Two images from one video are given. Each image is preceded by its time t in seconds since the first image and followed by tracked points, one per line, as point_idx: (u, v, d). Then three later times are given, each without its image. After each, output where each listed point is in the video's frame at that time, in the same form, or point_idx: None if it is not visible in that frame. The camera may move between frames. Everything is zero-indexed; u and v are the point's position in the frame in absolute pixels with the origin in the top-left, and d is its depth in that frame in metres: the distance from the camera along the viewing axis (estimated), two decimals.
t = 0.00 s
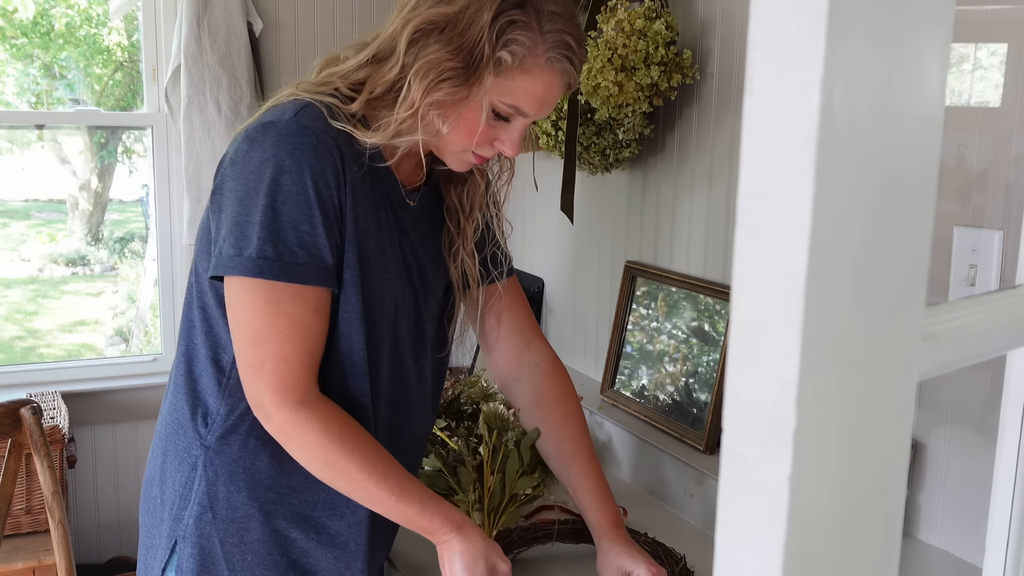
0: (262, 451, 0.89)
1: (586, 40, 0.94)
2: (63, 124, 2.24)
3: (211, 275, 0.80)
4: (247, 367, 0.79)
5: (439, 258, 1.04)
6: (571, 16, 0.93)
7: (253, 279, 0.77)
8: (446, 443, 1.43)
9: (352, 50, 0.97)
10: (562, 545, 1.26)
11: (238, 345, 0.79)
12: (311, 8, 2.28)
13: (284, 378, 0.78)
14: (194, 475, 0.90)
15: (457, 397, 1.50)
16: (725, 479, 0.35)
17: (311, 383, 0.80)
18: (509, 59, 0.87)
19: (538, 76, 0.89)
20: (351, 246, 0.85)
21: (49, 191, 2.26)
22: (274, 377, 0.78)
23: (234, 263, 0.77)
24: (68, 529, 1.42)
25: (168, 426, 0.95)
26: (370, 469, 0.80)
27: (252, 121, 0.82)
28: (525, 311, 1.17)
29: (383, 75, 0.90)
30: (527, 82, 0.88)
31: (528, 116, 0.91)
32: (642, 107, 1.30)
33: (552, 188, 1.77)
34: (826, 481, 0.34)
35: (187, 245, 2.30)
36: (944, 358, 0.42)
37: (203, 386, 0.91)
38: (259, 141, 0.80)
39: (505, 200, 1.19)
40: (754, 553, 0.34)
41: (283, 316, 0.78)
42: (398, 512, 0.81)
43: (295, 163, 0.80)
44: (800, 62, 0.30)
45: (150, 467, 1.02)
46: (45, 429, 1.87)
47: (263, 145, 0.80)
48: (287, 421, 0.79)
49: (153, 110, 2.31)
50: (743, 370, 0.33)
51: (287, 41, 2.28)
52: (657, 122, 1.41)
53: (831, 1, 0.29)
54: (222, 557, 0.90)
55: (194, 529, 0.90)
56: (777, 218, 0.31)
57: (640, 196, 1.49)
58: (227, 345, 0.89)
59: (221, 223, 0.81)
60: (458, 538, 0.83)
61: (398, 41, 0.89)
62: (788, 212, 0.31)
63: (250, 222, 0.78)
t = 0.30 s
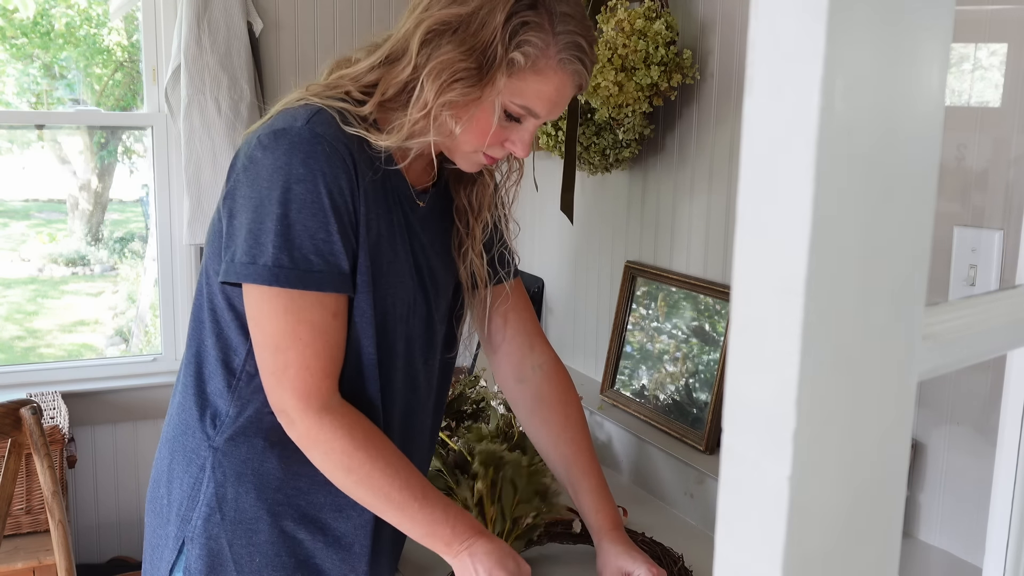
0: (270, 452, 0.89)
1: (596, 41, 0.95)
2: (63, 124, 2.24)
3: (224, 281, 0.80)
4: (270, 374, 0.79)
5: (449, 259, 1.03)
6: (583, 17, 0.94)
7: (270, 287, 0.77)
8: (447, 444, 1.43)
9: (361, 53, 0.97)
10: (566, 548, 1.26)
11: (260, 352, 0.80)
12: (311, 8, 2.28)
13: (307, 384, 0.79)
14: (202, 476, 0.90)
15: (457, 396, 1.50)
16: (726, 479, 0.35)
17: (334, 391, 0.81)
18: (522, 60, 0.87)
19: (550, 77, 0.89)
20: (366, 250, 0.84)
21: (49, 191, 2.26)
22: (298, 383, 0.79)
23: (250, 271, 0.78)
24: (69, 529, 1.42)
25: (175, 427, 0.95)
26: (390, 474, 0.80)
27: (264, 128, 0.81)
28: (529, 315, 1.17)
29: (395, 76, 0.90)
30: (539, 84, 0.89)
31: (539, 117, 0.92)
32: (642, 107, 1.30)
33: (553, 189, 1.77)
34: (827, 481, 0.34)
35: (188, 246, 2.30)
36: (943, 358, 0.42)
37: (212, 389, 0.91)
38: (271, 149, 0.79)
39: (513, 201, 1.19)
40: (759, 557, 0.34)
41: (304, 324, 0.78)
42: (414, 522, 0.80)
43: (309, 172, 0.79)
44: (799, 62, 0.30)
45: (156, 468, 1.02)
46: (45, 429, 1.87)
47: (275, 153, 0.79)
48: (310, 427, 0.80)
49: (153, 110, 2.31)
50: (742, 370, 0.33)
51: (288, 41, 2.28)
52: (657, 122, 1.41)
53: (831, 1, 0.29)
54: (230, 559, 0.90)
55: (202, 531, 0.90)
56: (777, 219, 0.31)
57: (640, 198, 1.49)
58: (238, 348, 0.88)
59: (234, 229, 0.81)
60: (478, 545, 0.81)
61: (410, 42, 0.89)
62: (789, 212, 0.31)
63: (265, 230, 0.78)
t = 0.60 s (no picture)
0: (277, 454, 0.89)
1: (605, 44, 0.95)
2: (63, 124, 2.24)
3: (230, 278, 0.80)
4: (257, 369, 0.78)
5: (454, 258, 1.03)
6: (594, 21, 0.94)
7: (271, 279, 0.76)
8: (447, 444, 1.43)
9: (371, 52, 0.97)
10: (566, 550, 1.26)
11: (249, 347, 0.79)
12: (311, 8, 2.28)
13: (293, 380, 0.77)
14: (206, 476, 0.90)
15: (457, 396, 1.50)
16: (726, 478, 0.35)
17: (322, 387, 0.80)
18: (534, 62, 0.87)
19: (560, 79, 0.89)
20: (372, 248, 0.85)
21: (49, 191, 2.26)
22: (282, 380, 0.77)
23: (255, 262, 0.77)
24: (68, 528, 1.42)
25: (181, 426, 0.95)
26: (379, 467, 0.79)
27: (277, 124, 0.82)
28: (529, 317, 1.17)
29: (407, 75, 0.90)
30: (550, 86, 0.89)
31: (547, 119, 0.92)
32: (642, 107, 1.30)
33: (553, 189, 1.77)
34: (827, 481, 0.34)
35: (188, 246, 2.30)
36: (943, 358, 0.42)
37: (219, 388, 0.91)
38: (282, 142, 0.80)
39: (521, 204, 1.19)
40: (758, 555, 0.34)
41: (292, 317, 0.77)
42: (418, 515, 0.80)
43: (317, 164, 0.79)
44: (798, 62, 0.30)
45: (161, 464, 1.02)
46: (45, 429, 1.87)
47: (286, 147, 0.80)
48: (295, 425, 0.78)
49: (153, 110, 2.31)
50: (742, 369, 0.33)
51: (288, 41, 2.28)
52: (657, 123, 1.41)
53: (831, 1, 0.29)
54: (235, 558, 0.91)
55: (208, 531, 0.90)
56: (776, 218, 0.31)
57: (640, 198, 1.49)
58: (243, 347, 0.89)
59: (241, 224, 0.81)
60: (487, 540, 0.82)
61: (424, 42, 0.89)
62: (787, 210, 0.31)
63: (271, 223, 0.78)
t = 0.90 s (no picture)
0: (277, 455, 0.89)
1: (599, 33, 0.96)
2: (63, 124, 2.24)
3: (226, 273, 0.80)
4: (247, 364, 0.78)
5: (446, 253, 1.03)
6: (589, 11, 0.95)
7: (270, 272, 0.76)
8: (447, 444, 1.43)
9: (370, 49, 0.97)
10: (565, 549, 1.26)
11: (239, 342, 0.79)
12: (311, 8, 2.28)
13: (284, 376, 0.78)
14: (206, 479, 0.90)
15: (457, 397, 1.50)
16: (727, 479, 0.35)
17: (311, 384, 0.80)
18: (536, 47, 0.88)
19: (560, 65, 0.90)
20: (370, 242, 0.85)
21: (49, 191, 2.26)
22: (273, 375, 0.78)
23: (252, 256, 0.77)
24: (68, 528, 1.42)
25: (178, 430, 0.95)
26: (368, 464, 0.79)
27: (274, 120, 0.82)
28: (522, 318, 1.17)
29: (407, 65, 0.89)
30: (550, 71, 0.89)
31: (547, 105, 0.92)
32: (642, 107, 1.30)
33: (553, 188, 1.77)
34: (827, 480, 0.34)
35: (188, 246, 2.30)
36: (944, 358, 0.42)
37: (218, 389, 0.91)
38: (281, 137, 0.80)
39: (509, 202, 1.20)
40: (755, 554, 0.34)
41: (290, 311, 0.77)
42: (407, 509, 0.80)
43: (315, 159, 0.80)
44: (798, 62, 0.30)
45: (157, 470, 1.01)
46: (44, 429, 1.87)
47: (285, 143, 0.80)
48: (285, 421, 0.78)
49: (153, 110, 2.31)
50: (741, 369, 0.33)
51: (288, 40, 2.28)
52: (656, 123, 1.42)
53: (831, 2, 0.29)
54: (238, 561, 0.90)
55: (209, 534, 0.90)
56: (776, 219, 0.31)
57: (640, 197, 1.49)
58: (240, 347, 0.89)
59: (237, 219, 0.81)
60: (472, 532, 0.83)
61: (423, 32, 0.89)
62: (786, 209, 0.31)
63: (271, 217, 0.78)
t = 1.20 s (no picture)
0: (262, 455, 0.89)
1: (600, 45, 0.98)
2: (64, 124, 2.24)
3: (218, 272, 0.80)
4: (265, 372, 0.79)
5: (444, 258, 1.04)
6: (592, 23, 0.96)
7: (274, 280, 0.77)
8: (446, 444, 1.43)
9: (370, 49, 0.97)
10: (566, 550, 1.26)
11: (255, 348, 0.79)
12: (311, 8, 2.28)
13: (306, 382, 0.78)
14: (193, 478, 0.90)
15: (457, 397, 1.50)
16: (727, 479, 0.35)
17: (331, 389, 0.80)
18: (544, 63, 0.89)
19: (565, 80, 0.91)
20: (370, 248, 0.85)
21: (50, 191, 2.26)
22: (294, 381, 0.78)
23: (252, 263, 0.77)
24: (68, 527, 1.43)
25: (166, 427, 0.95)
26: (391, 468, 0.80)
27: (273, 122, 0.82)
28: (520, 321, 1.18)
29: (410, 72, 0.89)
30: (555, 86, 0.91)
31: (548, 118, 0.93)
32: (642, 107, 1.31)
33: (553, 188, 1.77)
34: (828, 480, 0.34)
35: (188, 246, 2.30)
36: (945, 356, 0.43)
37: (205, 389, 0.90)
38: (279, 143, 0.80)
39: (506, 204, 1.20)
40: (755, 554, 0.34)
41: (303, 316, 0.78)
42: (428, 514, 0.80)
43: (316, 166, 0.80)
44: (798, 62, 0.30)
45: (145, 466, 1.01)
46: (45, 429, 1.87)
47: (283, 149, 0.80)
48: (307, 427, 0.79)
49: (153, 110, 2.31)
50: (739, 368, 0.34)
51: (288, 41, 2.28)
52: (657, 124, 1.42)
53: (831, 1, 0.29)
54: (221, 561, 0.91)
55: (194, 533, 0.90)
56: (777, 219, 0.32)
57: (641, 197, 1.49)
58: (231, 348, 0.88)
59: (234, 220, 0.80)
60: (498, 540, 0.83)
61: (430, 39, 0.88)
62: (786, 205, 0.31)
63: (270, 222, 0.78)
